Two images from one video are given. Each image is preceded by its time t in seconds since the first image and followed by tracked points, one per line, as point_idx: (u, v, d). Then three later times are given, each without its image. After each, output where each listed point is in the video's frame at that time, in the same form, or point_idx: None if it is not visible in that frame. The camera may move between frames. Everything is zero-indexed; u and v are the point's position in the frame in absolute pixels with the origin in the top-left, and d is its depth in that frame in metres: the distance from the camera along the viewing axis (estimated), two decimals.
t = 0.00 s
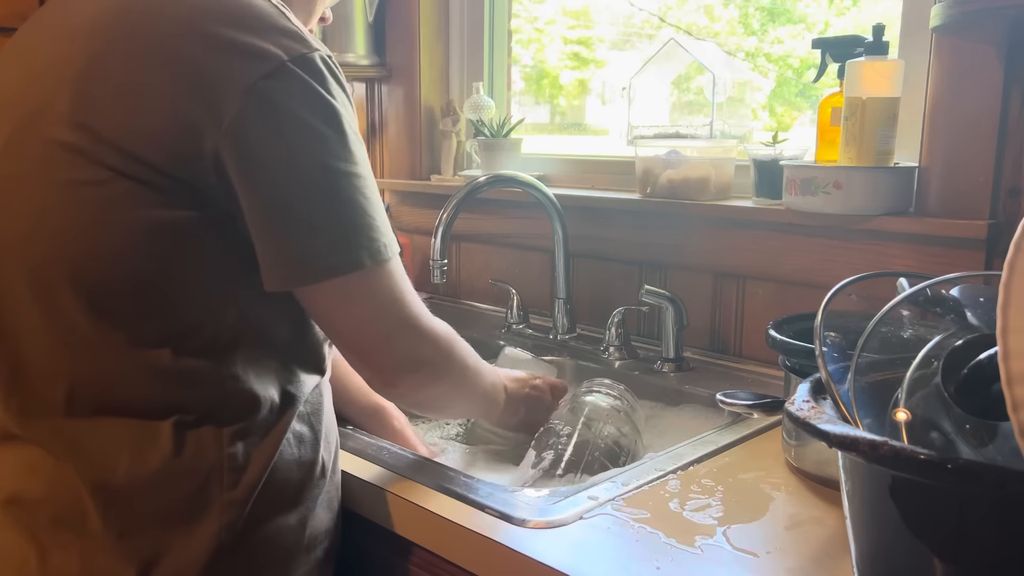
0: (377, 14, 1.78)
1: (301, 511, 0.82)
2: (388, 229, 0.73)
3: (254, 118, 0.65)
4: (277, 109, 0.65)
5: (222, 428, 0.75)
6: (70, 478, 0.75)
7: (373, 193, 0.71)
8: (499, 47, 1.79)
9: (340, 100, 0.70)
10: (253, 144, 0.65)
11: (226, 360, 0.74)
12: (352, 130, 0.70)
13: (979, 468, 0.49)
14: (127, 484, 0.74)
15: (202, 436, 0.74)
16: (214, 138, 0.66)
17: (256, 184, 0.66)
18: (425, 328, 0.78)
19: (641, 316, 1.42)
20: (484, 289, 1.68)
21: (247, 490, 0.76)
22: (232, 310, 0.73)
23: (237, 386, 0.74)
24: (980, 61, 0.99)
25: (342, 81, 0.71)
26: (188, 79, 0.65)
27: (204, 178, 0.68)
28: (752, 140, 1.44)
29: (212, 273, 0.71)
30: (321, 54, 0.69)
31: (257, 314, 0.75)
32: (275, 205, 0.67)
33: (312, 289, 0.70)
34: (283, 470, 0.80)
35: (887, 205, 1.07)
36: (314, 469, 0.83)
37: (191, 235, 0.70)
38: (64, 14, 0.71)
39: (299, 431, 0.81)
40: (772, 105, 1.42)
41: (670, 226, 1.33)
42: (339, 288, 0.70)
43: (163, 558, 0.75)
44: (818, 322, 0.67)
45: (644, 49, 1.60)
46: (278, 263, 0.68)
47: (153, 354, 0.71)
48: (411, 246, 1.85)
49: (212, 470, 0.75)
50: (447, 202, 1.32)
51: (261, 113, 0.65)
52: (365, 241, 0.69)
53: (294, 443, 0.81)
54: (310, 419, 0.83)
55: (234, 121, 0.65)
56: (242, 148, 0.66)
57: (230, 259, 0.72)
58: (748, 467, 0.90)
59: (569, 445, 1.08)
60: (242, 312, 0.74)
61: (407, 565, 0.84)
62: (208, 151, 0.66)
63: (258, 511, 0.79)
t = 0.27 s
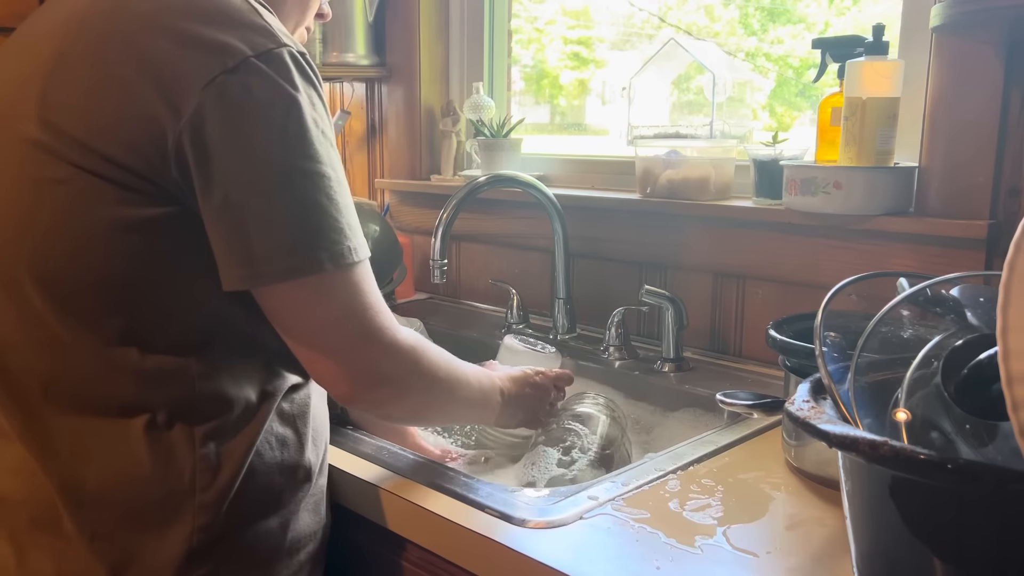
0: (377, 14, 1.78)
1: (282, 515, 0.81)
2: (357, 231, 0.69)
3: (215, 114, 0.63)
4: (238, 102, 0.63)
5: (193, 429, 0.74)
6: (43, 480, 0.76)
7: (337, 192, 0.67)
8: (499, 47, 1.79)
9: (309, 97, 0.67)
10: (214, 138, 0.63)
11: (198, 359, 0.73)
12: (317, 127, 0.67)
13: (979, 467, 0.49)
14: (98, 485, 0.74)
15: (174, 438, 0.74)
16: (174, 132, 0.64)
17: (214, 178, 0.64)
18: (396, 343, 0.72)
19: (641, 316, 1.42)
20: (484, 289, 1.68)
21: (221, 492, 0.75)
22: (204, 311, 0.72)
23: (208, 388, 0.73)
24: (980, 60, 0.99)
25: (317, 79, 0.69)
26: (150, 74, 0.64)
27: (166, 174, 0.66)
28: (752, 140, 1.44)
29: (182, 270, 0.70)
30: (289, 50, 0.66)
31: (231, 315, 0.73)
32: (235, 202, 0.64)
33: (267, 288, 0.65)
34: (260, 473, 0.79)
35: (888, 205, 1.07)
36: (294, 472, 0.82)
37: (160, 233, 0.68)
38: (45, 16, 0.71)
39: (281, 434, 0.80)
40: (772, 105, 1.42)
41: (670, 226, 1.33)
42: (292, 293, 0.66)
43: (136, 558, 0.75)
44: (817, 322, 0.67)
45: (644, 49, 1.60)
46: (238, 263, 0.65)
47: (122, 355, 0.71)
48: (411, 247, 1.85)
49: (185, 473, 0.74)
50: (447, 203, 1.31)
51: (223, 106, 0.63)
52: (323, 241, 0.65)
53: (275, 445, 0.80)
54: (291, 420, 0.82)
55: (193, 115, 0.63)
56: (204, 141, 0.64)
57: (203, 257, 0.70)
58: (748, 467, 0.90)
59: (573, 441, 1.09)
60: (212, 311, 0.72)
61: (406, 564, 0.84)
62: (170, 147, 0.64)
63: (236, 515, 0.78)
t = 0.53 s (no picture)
0: (377, 14, 1.78)
1: (280, 514, 0.81)
2: (351, 229, 0.69)
3: (209, 110, 0.63)
4: (232, 98, 0.63)
5: (192, 426, 0.74)
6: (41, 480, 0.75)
7: (331, 189, 0.67)
8: (499, 47, 1.79)
9: (304, 92, 0.67)
10: (207, 134, 0.63)
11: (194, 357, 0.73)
12: (312, 124, 0.66)
13: (979, 467, 0.49)
14: (95, 484, 0.74)
15: (173, 436, 0.73)
16: (167, 128, 0.64)
17: (205, 174, 0.64)
18: (385, 346, 0.71)
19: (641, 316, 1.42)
20: (484, 289, 1.68)
21: (220, 489, 0.76)
22: (201, 309, 0.71)
23: (206, 386, 0.74)
24: (980, 61, 0.99)
25: (314, 74, 0.69)
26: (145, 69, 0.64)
27: (158, 171, 0.66)
28: (752, 140, 1.44)
29: (179, 269, 0.70)
30: (284, 46, 0.66)
31: (229, 312, 0.73)
32: (228, 198, 0.64)
33: (258, 284, 0.65)
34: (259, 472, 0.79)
35: (888, 205, 1.07)
36: (293, 472, 0.82)
37: (157, 231, 0.68)
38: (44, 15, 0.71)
39: (282, 432, 0.81)
40: (772, 105, 1.42)
41: (670, 226, 1.33)
42: (277, 291, 0.66)
43: (133, 557, 0.75)
44: (817, 322, 0.67)
45: (645, 49, 1.60)
46: (231, 258, 0.65)
47: (119, 353, 0.70)
48: (411, 247, 1.85)
49: (183, 471, 0.74)
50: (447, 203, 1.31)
51: (217, 102, 0.63)
52: (313, 238, 0.65)
53: (275, 444, 0.80)
54: (291, 419, 0.82)
55: (185, 111, 0.63)
56: (197, 136, 0.64)
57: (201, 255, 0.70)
58: (748, 467, 0.90)
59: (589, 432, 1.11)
60: (207, 310, 0.72)
61: (406, 564, 0.85)
62: (164, 143, 0.64)
63: (234, 514, 0.78)
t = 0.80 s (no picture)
0: (377, 14, 1.78)
1: (292, 516, 0.82)
2: (365, 233, 0.69)
3: (228, 114, 0.63)
4: (250, 102, 0.63)
5: (207, 430, 0.74)
6: (53, 485, 0.75)
7: (345, 194, 0.67)
8: (499, 47, 1.79)
9: (322, 95, 0.67)
10: (227, 138, 0.63)
11: (210, 360, 0.73)
12: (327, 129, 0.66)
13: (979, 467, 0.49)
14: (110, 489, 0.73)
15: (188, 439, 0.74)
16: (188, 133, 0.64)
17: (226, 180, 0.64)
18: (398, 348, 0.71)
19: (641, 316, 1.42)
20: (484, 289, 1.68)
21: (235, 492, 0.76)
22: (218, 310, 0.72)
23: (221, 388, 0.74)
24: (980, 61, 0.99)
25: (330, 78, 0.69)
26: (162, 72, 0.64)
27: (179, 175, 0.66)
28: (752, 140, 1.44)
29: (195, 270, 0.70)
30: (301, 50, 0.66)
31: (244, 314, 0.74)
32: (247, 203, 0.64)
33: (277, 289, 0.65)
34: (273, 474, 0.79)
35: (887, 205, 1.07)
36: (304, 473, 0.82)
37: (174, 233, 0.68)
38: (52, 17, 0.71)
39: (292, 434, 0.81)
40: (772, 105, 1.42)
41: (670, 226, 1.33)
42: (292, 295, 0.66)
43: (149, 563, 0.74)
44: (817, 322, 0.67)
45: (645, 49, 1.60)
46: (250, 262, 0.65)
47: (136, 356, 0.70)
48: (411, 247, 1.85)
49: (199, 474, 0.74)
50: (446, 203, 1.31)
51: (236, 107, 0.63)
52: (330, 244, 0.65)
53: (286, 446, 0.80)
54: (303, 421, 0.82)
55: (205, 117, 0.63)
56: (217, 140, 0.64)
57: (218, 256, 0.71)
58: (748, 467, 0.90)
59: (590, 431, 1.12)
60: (223, 312, 0.72)
61: (407, 564, 0.85)
62: (184, 149, 0.65)
63: (248, 516, 0.78)
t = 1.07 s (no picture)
0: (377, 14, 1.78)
1: (298, 515, 0.82)
2: (374, 230, 0.69)
3: (243, 112, 0.63)
4: (266, 100, 0.63)
5: (216, 430, 0.74)
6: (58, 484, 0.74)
7: (356, 191, 0.67)
8: (499, 47, 1.79)
9: (335, 96, 0.67)
10: (243, 135, 0.63)
11: (220, 360, 0.73)
12: (340, 127, 0.66)
13: (979, 467, 0.49)
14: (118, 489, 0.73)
15: (196, 439, 0.74)
16: (203, 130, 0.64)
17: (241, 175, 0.64)
18: (403, 348, 0.71)
19: (641, 316, 1.42)
20: (484, 290, 1.68)
21: (242, 493, 0.76)
22: (228, 310, 0.72)
23: (231, 389, 0.74)
24: (980, 61, 0.99)
25: (342, 78, 0.69)
26: (178, 68, 0.64)
27: (194, 171, 0.66)
28: (752, 140, 1.44)
29: (206, 269, 0.70)
30: (314, 48, 0.66)
31: (252, 313, 0.73)
32: (261, 201, 0.64)
33: (288, 287, 0.65)
34: (280, 475, 0.79)
35: (887, 205, 1.07)
36: (311, 473, 0.82)
37: (185, 232, 0.68)
38: (61, 15, 0.71)
39: (298, 435, 0.80)
40: (772, 105, 1.42)
41: (670, 226, 1.33)
42: (303, 294, 0.66)
43: (155, 562, 0.74)
44: (817, 322, 0.67)
45: (644, 49, 1.60)
46: (262, 261, 0.65)
47: (146, 355, 0.70)
48: (411, 247, 1.85)
49: (206, 475, 0.74)
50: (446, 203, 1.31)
51: (251, 105, 0.63)
52: (342, 240, 0.65)
53: (292, 447, 0.80)
54: (311, 421, 0.82)
55: (221, 114, 0.63)
56: (233, 136, 0.64)
57: (229, 256, 0.71)
58: (748, 467, 0.90)
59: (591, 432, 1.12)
60: (232, 310, 0.72)
61: (408, 565, 0.85)
62: (199, 143, 0.64)
63: (255, 515, 0.78)
